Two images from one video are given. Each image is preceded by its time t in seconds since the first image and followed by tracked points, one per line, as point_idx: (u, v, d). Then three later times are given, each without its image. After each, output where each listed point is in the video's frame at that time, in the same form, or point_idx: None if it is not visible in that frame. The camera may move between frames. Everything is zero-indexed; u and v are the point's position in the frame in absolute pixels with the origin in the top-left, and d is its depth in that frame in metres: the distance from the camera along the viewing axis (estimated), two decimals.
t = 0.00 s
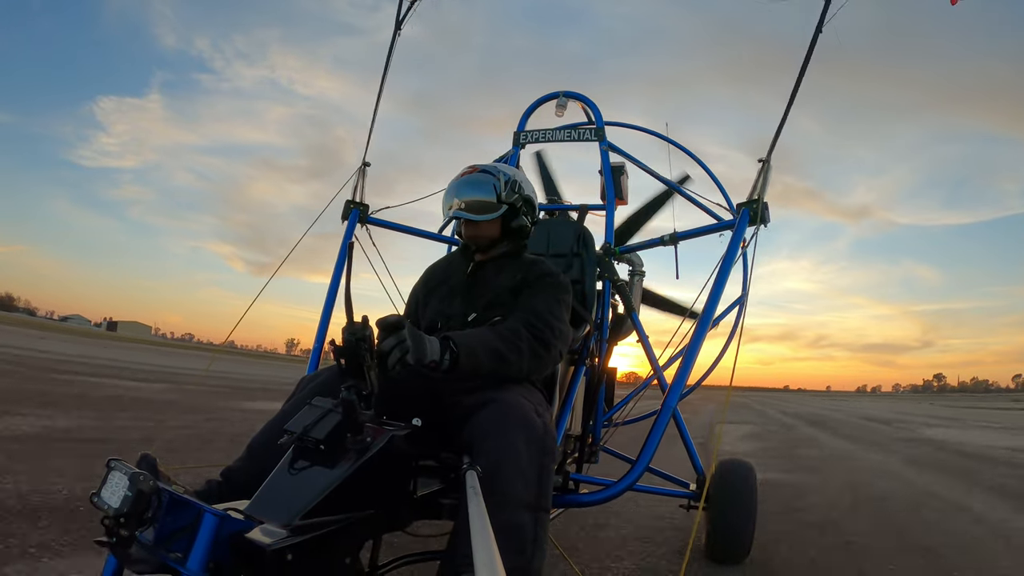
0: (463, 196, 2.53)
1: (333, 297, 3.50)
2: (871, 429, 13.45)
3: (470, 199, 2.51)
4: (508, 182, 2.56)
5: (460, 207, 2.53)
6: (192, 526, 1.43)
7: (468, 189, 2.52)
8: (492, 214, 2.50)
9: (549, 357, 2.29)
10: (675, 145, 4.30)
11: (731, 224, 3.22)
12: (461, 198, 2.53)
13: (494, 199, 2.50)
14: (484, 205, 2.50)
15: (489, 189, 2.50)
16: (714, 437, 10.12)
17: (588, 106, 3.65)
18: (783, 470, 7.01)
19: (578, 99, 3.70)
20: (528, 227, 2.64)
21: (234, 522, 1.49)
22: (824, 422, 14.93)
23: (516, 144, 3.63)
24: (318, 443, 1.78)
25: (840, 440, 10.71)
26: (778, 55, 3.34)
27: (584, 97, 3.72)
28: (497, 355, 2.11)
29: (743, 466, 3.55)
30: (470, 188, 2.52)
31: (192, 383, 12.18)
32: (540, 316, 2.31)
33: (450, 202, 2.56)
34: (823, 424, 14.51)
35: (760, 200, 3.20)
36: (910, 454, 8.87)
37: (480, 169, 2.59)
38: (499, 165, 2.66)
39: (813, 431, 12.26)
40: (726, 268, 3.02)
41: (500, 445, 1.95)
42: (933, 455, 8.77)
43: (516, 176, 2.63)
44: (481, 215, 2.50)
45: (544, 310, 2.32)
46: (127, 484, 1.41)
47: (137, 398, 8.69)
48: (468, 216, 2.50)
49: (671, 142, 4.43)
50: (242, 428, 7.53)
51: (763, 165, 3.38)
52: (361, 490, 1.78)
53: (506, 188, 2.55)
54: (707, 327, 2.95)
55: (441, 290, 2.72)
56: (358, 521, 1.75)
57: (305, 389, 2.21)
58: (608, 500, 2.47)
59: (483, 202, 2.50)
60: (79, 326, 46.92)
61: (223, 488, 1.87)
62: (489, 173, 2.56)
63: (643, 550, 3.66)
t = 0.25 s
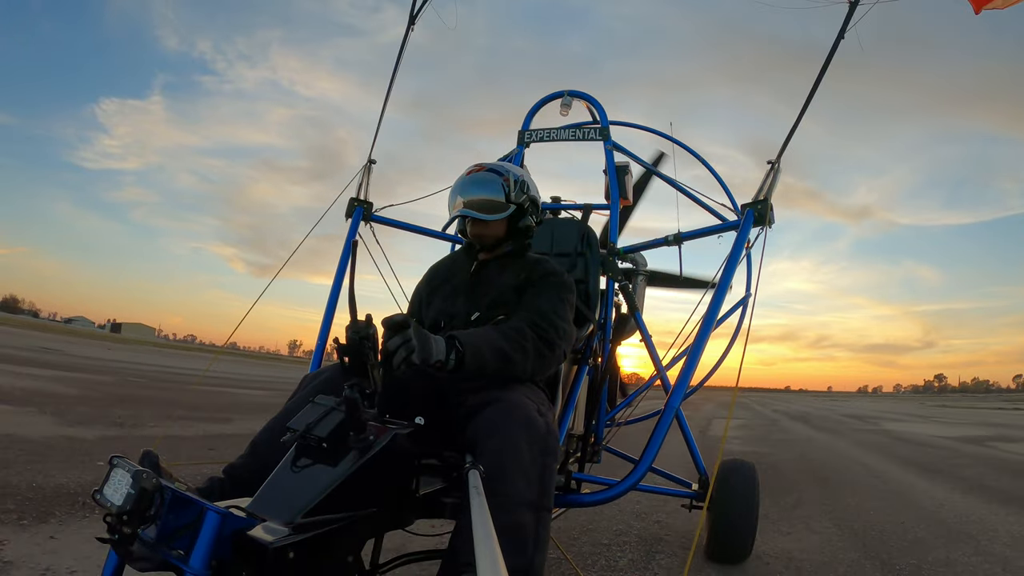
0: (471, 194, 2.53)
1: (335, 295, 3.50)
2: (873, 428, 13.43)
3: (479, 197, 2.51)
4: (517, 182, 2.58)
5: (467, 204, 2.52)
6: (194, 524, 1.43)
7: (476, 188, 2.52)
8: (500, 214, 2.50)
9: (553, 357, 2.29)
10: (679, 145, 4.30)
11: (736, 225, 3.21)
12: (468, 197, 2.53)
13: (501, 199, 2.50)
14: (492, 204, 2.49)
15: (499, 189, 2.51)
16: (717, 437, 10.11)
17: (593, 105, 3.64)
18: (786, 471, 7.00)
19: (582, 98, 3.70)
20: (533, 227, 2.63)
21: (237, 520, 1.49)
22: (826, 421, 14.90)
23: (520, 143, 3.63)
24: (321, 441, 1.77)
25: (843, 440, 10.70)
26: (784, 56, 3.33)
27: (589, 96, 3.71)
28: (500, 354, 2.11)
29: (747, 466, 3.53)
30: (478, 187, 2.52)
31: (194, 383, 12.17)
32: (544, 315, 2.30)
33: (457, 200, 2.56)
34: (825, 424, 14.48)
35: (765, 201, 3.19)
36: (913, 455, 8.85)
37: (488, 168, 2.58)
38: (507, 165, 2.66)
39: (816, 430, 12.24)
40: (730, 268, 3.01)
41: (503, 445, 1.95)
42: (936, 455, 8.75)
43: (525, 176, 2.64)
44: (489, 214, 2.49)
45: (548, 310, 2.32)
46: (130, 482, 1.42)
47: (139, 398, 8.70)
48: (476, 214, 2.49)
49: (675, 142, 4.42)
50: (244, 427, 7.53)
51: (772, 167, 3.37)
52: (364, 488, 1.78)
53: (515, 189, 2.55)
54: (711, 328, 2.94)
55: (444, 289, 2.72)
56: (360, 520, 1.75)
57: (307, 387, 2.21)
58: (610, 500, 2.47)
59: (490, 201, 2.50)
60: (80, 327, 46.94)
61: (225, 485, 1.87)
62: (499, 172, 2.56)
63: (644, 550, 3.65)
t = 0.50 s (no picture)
0: (476, 197, 2.52)
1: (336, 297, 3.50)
2: (875, 429, 13.40)
3: (484, 201, 2.50)
4: (523, 187, 2.58)
5: (472, 208, 2.52)
6: (194, 532, 1.43)
7: (481, 191, 2.51)
8: (505, 218, 2.50)
9: (554, 361, 2.28)
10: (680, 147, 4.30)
11: (737, 228, 3.20)
12: (473, 200, 2.52)
13: (507, 203, 2.50)
14: (498, 208, 2.49)
15: (506, 195, 2.51)
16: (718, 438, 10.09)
17: (594, 107, 3.64)
18: (787, 472, 6.99)
19: (583, 100, 3.69)
20: (535, 230, 2.63)
21: (237, 528, 1.49)
22: (827, 421, 14.88)
23: (521, 145, 3.62)
24: (321, 447, 1.77)
25: (844, 441, 10.68)
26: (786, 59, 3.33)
27: (589, 98, 3.71)
28: (501, 359, 2.10)
29: (747, 468, 3.52)
30: (483, 191, 2.51)
31: (193, 384, 12.16)
32: (545, 320, 2.30)
33: (461, 203, 2.55)
34: (826, 424, 14.45)
35: (766, 204, 3.19)
36: (915, 454, 8.84)
37: (492, 171, 2.58)
38: (511, 169, 2.66)
39: (817, 431, 12.22)
40: (731, 272, 3.01)
41: (504, 450, 1.95)
42: (937, 456, 8.73)
43: (531, 181, 2.64)
44: (493, 218, 2.49)
45: (549, 315, 2.32)
46: (129, 491, 1.41)
47: (140, 398, 8.70)
48: (481, 218, 2.49)
49: (675, 144, 4.42)
50: (245, 428, 7.53)
51: (774, 171, 3.37)
52: (364, 494, 1.78)
53: (521, 194, 2.56)
54: (712, 331, 2.93)
55: (445, 292, 2.71)
56: (360, 526, 1.75)
57: (307, 391, 2.20)
58: (611, 505, 2.46)
59: (494, 205, 2.49)
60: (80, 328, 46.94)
61: (224, 490, 1.87)
62: (505, 176, 2.56)
63: (645, 553, 3.64)
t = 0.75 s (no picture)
0: (475, 199, 2.52)
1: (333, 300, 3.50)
2: (874, 428, 13.39)
3: (483, 203, 2.50)
4: (522, 190, 2.59)
5: (470, 210, 2.52)
6: (191, 535, 1.43)
7: (480, 194, 2.51)
8: (504, 221, 2.50)
9: (552, 363, 2.28)
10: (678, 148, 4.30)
11: (734, 230, 3.20)
12: (471, 202, 2.52)
13: (507, 206, 2.51)
14: (497, 211, 2.49)
15: (505, 198, 2.51)
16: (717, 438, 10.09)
17: (591, 109, 3.64)
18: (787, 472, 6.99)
19: (581, 103, 3.70)
20: (533, 233, 2.64)
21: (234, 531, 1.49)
22: (826, 421, 14.88)
23: (518, 147, 3.63)
24: (319, 449, 1.78)
25: (843, 441, 10.68)
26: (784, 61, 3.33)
27: (587, 101, 3.71)
28: (499, 361, 2.11)
29: (745, 470, 3.53)
30: (482, 193, 2.51)
31: (192, 385, 12.15)
32: (543, 322, 2.30)
33: (460, 206, 2.55)
34: (825, 424, 14.45)
35: (764, 206, 3.19)
36: (913, 454, 8.84)
37: (491, 174, 2.58)
38: (510, 172, 2.66)
39: (816, 431, 12.22)
40: (729, 274, 3.01)
41: (502, 453, 1.95)
42: (936, 456, 8.73)
43: (530, 184, 2.65)
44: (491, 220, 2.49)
45: (548, 317, 2.32)
46: (127, 494, 1.42)
47: (137, 399, 8.70)
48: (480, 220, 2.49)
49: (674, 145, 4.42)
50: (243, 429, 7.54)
51: (774, 173, 3.37)
52: (361, 497, 1.78)
53: (521, 198, 2.57)
54: (710, 333, 2.94)
55: (443, 295, 2.71)
56: (358, 529, 1.75)
57: (305, 394, 2.21)
58: (610, 507, 2.46)
59: (494, 208, 2.49)
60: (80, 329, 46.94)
61: (222, 493, 1.87)
62: (504, 179, 2.56)
63: (643, 556, 3.64)
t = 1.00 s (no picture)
0: (474, 194, 2.53)
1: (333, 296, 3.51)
2: (873, 427, 13.39)
3: (482, 198, 2.51)
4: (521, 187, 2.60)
5: (469, 205, 2.53)
6: (191, 525, 1.44)
7: (479, 189, 2.52)
8: (502, 216, 2.51)
9: (550, 357, 2.29)
10: (676, 145, 4.31)
11: (732, 226, 3.21)
12: (470, 198, 2.53)
13: (506, 201, 2.52)
14: (495, 206, 2.50)
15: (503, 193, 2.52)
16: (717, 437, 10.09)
17: (590, 106, 3.65)
18: (786, 470, 6.99)
19: (579, 99, 3.71)
20: (531, 228, 2.65)
21: (233, 522, 1.50)
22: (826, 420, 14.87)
23: (517, 144, 3.64)
24: (318, 442, 1.78)
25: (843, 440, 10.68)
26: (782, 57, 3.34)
27: (585, 97, 3.72)
28: (497, 355, 2.11)
29: (742, 465, 3.54)
30: (481, 188, 2.52)
31: (191, 384, 12.15)
32: (541, 316, 2.31)
33: (458, 202, 2.56)
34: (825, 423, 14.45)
35: (761, 202, 3.20)
36: (913, 451, 8.85)
37: (490, 170, 2.59)
38: (509, 169, 2.67)
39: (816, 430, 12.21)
40: (727, 269, 3.02)
41: (500, 446, 1.96)
42: (935, 454, 8.73)
43: (528, 181, 2.66)
44: (490, 215, 2.50)
45: (546, 311, 2.33)
46: (126, 483, 1.43)
47: (137, 398, 8.72)
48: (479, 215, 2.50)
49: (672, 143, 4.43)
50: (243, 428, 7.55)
51: (773, 170, 3.38)
52: (359, 490, 1.79)
53: (520, 194, 2.58)
54: (708, 329, 2.94)
55: (441, 290, 2.72)
56: (356, 521, 1.76)
57: (303, 389, 2.21)
58: (608, 502, 2.47)
59: (492, 203, 2.50)
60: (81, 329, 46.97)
61: (220, 486, 1.88)
62: (502, 175, 2.58)
63: (641, 551, 3.65)
